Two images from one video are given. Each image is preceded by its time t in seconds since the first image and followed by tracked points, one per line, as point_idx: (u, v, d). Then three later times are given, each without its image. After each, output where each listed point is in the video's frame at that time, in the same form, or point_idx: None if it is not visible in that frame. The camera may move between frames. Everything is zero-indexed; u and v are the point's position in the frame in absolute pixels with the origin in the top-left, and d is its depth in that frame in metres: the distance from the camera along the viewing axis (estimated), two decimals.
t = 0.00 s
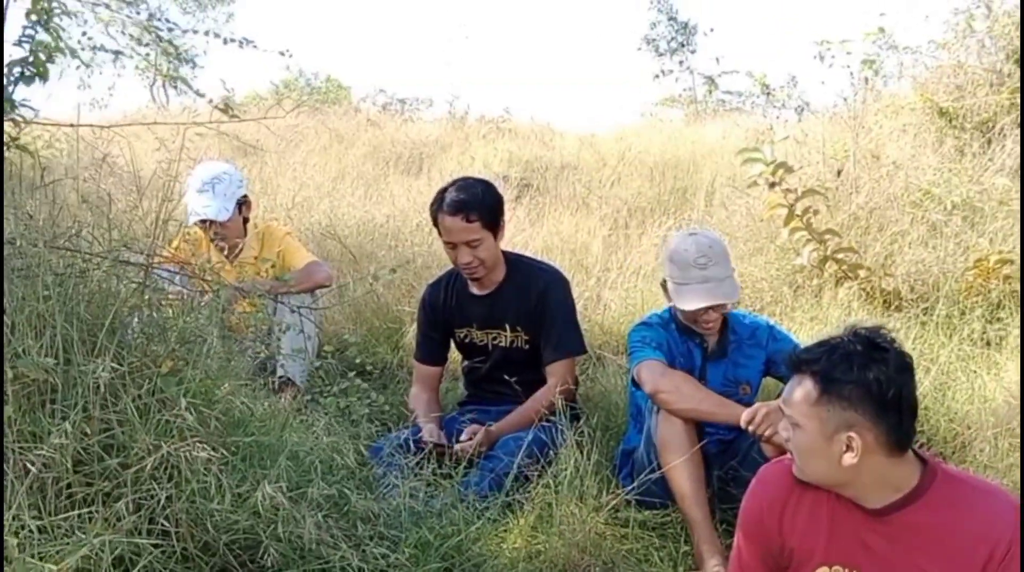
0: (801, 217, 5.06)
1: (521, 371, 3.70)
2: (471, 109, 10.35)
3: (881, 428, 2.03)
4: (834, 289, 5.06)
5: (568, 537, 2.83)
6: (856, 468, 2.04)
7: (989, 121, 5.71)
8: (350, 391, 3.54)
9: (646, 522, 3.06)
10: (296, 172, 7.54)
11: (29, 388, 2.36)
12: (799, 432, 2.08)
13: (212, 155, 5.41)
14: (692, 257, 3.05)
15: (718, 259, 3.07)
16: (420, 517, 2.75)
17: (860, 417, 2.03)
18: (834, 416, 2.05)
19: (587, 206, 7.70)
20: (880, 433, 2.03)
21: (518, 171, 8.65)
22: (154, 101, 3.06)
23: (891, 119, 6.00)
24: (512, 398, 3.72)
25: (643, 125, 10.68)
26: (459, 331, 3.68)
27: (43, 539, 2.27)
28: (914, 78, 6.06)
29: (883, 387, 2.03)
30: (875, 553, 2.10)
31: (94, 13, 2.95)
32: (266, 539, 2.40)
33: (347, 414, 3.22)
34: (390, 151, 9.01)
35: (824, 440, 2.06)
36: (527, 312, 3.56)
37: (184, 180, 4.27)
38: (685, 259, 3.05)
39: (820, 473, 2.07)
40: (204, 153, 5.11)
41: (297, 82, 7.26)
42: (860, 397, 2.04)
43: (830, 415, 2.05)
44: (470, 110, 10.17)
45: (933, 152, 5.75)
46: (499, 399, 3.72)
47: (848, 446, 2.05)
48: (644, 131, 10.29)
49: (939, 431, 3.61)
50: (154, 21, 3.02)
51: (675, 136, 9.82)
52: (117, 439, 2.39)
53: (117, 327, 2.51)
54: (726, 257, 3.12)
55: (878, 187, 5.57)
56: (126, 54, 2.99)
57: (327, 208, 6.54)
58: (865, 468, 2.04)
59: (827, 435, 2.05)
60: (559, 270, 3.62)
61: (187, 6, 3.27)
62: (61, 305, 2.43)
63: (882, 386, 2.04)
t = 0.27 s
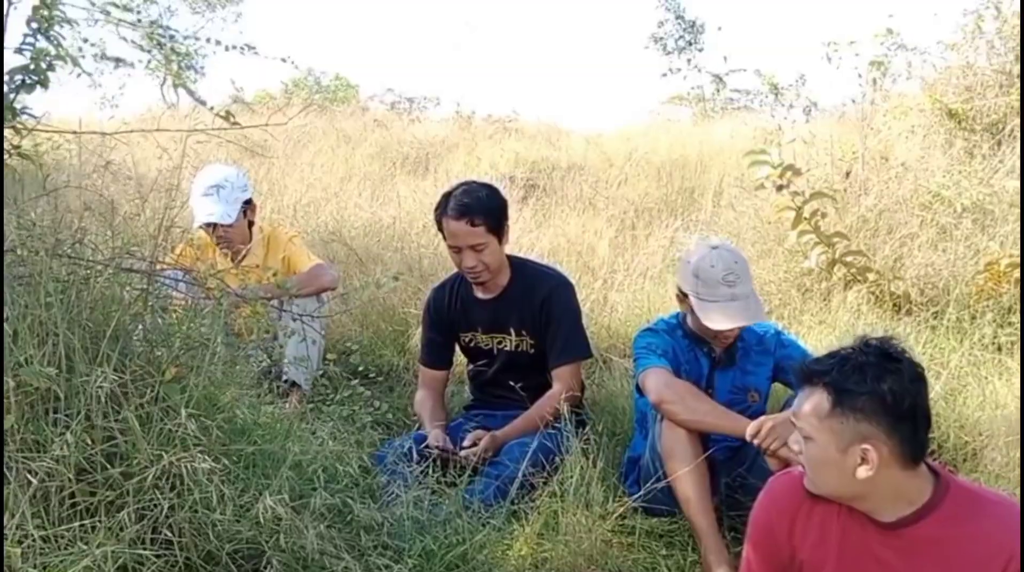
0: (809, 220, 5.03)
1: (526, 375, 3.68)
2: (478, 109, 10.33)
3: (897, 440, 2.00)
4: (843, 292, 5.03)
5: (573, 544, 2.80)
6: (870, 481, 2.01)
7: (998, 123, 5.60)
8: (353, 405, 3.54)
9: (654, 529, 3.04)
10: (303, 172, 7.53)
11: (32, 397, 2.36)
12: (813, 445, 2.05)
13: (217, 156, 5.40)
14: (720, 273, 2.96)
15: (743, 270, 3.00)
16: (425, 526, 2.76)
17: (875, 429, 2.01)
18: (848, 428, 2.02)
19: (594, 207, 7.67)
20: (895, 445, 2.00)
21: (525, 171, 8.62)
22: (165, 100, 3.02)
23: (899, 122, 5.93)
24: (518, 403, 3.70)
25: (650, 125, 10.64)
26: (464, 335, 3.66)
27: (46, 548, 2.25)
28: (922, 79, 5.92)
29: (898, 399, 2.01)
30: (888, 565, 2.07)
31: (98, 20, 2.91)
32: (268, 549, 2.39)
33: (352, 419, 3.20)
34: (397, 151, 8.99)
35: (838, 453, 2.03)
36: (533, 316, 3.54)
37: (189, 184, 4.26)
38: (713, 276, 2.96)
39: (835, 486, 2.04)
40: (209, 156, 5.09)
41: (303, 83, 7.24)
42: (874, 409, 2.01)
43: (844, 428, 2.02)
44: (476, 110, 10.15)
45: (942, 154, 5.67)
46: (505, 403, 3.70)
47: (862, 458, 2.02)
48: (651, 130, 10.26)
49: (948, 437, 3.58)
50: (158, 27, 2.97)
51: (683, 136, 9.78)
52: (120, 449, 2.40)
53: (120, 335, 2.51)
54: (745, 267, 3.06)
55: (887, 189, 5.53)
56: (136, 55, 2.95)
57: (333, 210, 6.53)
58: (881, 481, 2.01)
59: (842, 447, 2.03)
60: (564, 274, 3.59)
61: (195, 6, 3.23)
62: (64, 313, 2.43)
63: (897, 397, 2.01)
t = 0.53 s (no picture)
0: (820, 222, 5.00)
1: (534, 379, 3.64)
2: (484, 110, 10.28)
3: (919, 448, 1.97)
4: (854, 295, 4.99)
5: (579, 554, 2.76)
6: (894, 490, 1.98)
7: (1012, 125, 5.54)
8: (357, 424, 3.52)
9: (663, 536, 3.01)
10: (310, 173, 7.50)
11: (39, 405, 2.37)
12: (834, 457, 2.01)
13: (224, 158, 5.37)
14: (738, 297, 2.91)
15: (764, 293, 2.93)
16: (431, 534, 2.77)
17: (898, 438, 1.97)
18: (871, 438, 1.98)
19: (602, 208, 7.62)
20: (918, 453, 1.97)
21: (533, 171, 8.58)
22: (171, 99, 3.00)
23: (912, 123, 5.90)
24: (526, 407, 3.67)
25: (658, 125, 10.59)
26: (471, 339, 3.63)
27: (51, 557, 2.29)
28: (936, 80, 5.88)
29: (920, 406, 1.97)
30: None
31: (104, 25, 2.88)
32: (274, 560, 2.44)
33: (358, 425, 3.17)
34: (404, 151, 8.95)
35: (861, 464, 1.99)
36: (540, 320, 3.51)
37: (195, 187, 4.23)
38: (732, 300, 2.91)
39: (858, 498, 2.00)
40: (215, 159, 5.06)
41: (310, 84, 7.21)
42: (897, 417, 1.97)
43: (867, 438, 1.98)
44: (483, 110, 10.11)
45: (954, 155, 5.63)
46: (513, 407, 3.68)
47: (885, 468, 1.98)
48: (659, 131, 10.21)
49: (961, 445, 3.53)
50: (164, 32, 2.93)
51: (691, 136, 9.74)
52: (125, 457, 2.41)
53: (127, 342, 2.50)
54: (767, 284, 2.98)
55: (899, 191, 5.49)
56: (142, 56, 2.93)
57: (340, 211, 6.50)
58: (904, 491, 1.98)
59: (864, 458, 1.99)
60: (572, 277, 3.56)
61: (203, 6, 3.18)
62: (70, 320, 2.42)
63: (919, 404, 1.98)
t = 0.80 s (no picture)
0: (833, 225, 4.97)
1: (545, 383, 3.62)
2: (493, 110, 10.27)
3: (951, 453, 1.94)
4: (866, 298, 4.96)
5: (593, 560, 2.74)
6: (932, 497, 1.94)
7: None
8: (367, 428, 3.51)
9: (677, 543, 2.97)
10: (318, 174, 7.49)
11: (49, 413, 2.39)
12: (870, 470, 1.95)
13: (233, 158, 5.36)
14: (753, 328, 2.86)
15: (780, 323, 2.88)
16: (443, 542, 2.80)
17: (932, 445, 1.94)
18: (906, 447, 1.93)
19: (611, 209, 7.60)
20: (952, 459, 1.94)
21: (542, 171, 8.55)
22: (177, 97, 2.98)
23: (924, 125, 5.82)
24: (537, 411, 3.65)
25: (667, 125, 10.55)
26: (481, 342, 3.61)
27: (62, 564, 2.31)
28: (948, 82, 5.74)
29: (949, 409, 1.95)
30: None
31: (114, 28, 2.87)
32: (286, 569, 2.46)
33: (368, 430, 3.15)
34: (412, 151, 8.93)
35: (898, 474, 1.94)
36: (551, 324, 3.49)
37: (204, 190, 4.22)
38: (745, 331, 2.86)
39: (896, 511, 1.95)
40: (224, 160, 5.06)
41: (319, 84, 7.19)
42: (929, 422, 1.94)
43: (902, 448, 1.93)
44: (492, 110, 10.09)
45: (968, 157, 5.55)
46: (523, 411, 3.65)
47: (921, 476, 1.94)
48: (668, 131, 10.18)
49: (977, 452, 3.50)
50: (172, 34, 2.93)
51: (701, 136, 9.70)
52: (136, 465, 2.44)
53: (137, 347, 2.53)
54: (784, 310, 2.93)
55: (911, 193, 5.45)
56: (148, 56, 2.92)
57: (349, 212, 6.48)
58: (939, 498, 1.95)
59: (900, 469, 1.94)
60: (583, 280, 3.54)
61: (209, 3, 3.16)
62: (81, 326, 2.45)
63: (948, 406, 1.96)
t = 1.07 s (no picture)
0: (847, 227, 4.94)
1: (560, 385, 3.60)
2: (502, 109, 10.25)
3: (984, 457, 1.92)
4: (881, 301, 4.93)
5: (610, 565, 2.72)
6: (972, 505, 1.91)
7: None
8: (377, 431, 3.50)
9: (694, 548, 2.96)
10: (327, 173, 7.47)
11: (62, 419, 2.38)
12: (910, 487, 1.89)
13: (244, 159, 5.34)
14: (773, 357, 2.82)
15: (803, 350, 2.82)
16: (460, 549, 2.77)
17: (967, 453, 1.90)
18: (944, 459, 1.88)
19: (621, 209, 7.56)
20: (984, 463, 1.91)
21: (551, 171, 8.53)
22: (184, 94, 2.95)
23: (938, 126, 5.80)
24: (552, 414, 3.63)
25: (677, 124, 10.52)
26: (496, 342, 3.59)
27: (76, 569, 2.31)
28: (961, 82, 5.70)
29: (978, 413, 1.93)
30: None
31: (125, 29, 2.84)
32: None
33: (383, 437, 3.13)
34: (422, 150, 8.91)
35: (938, 488, 1.89)
36: (566, 326, 3.47)
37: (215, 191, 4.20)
38: (767, 358, 2.83)
39: (936, 523, 1.91)
40: (234, 160, 5.03)
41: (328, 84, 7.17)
42: (961, 429, 1.90)
43: (941, 461, 1.88)
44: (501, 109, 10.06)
45: (981, 159, 5.54)
46: (537, 413, 3.63)
47: (961, 485, 1.90)
48: (678, 131, 10.15)
49: (996, 457, 3.46)
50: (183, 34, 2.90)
51: (711, 135, 9.67)
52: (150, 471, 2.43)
53: (150, 351, 2.52)
54: (810, 333, 2.86)
55: (925, 194, 5.42)
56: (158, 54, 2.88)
57: (358, 212, 6.46)
58: (976, 504, 1.92)
59: (939, 481, 1.89)
60: (599, 282, 3.51)
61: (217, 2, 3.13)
62: (93, 331, 2.44)
63: (976, 411, 1.93)
